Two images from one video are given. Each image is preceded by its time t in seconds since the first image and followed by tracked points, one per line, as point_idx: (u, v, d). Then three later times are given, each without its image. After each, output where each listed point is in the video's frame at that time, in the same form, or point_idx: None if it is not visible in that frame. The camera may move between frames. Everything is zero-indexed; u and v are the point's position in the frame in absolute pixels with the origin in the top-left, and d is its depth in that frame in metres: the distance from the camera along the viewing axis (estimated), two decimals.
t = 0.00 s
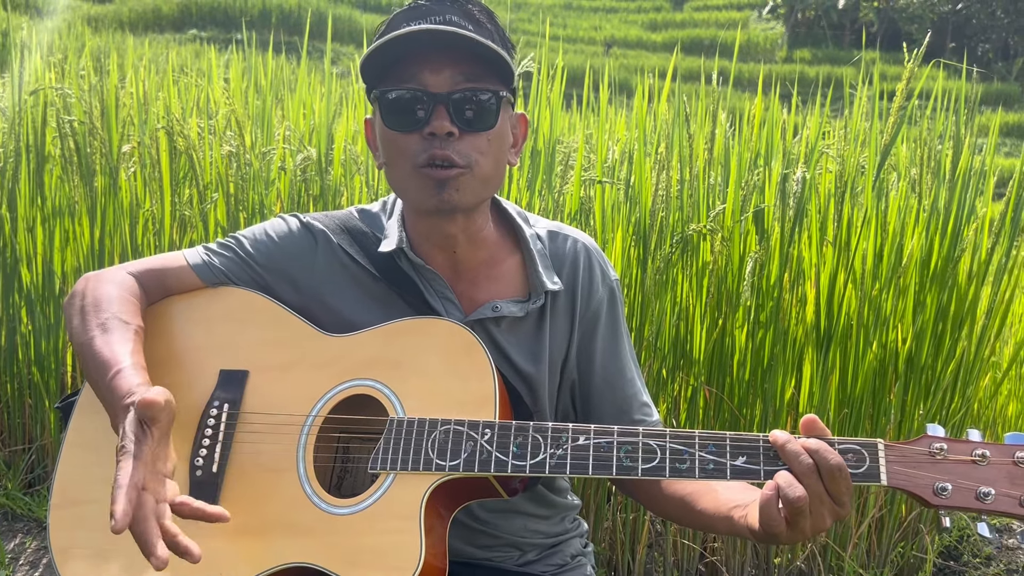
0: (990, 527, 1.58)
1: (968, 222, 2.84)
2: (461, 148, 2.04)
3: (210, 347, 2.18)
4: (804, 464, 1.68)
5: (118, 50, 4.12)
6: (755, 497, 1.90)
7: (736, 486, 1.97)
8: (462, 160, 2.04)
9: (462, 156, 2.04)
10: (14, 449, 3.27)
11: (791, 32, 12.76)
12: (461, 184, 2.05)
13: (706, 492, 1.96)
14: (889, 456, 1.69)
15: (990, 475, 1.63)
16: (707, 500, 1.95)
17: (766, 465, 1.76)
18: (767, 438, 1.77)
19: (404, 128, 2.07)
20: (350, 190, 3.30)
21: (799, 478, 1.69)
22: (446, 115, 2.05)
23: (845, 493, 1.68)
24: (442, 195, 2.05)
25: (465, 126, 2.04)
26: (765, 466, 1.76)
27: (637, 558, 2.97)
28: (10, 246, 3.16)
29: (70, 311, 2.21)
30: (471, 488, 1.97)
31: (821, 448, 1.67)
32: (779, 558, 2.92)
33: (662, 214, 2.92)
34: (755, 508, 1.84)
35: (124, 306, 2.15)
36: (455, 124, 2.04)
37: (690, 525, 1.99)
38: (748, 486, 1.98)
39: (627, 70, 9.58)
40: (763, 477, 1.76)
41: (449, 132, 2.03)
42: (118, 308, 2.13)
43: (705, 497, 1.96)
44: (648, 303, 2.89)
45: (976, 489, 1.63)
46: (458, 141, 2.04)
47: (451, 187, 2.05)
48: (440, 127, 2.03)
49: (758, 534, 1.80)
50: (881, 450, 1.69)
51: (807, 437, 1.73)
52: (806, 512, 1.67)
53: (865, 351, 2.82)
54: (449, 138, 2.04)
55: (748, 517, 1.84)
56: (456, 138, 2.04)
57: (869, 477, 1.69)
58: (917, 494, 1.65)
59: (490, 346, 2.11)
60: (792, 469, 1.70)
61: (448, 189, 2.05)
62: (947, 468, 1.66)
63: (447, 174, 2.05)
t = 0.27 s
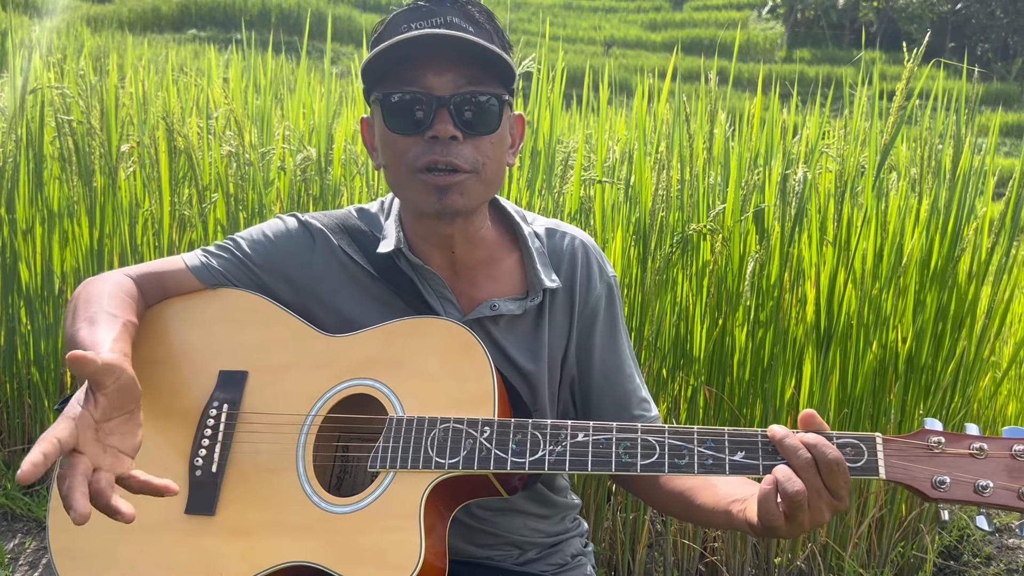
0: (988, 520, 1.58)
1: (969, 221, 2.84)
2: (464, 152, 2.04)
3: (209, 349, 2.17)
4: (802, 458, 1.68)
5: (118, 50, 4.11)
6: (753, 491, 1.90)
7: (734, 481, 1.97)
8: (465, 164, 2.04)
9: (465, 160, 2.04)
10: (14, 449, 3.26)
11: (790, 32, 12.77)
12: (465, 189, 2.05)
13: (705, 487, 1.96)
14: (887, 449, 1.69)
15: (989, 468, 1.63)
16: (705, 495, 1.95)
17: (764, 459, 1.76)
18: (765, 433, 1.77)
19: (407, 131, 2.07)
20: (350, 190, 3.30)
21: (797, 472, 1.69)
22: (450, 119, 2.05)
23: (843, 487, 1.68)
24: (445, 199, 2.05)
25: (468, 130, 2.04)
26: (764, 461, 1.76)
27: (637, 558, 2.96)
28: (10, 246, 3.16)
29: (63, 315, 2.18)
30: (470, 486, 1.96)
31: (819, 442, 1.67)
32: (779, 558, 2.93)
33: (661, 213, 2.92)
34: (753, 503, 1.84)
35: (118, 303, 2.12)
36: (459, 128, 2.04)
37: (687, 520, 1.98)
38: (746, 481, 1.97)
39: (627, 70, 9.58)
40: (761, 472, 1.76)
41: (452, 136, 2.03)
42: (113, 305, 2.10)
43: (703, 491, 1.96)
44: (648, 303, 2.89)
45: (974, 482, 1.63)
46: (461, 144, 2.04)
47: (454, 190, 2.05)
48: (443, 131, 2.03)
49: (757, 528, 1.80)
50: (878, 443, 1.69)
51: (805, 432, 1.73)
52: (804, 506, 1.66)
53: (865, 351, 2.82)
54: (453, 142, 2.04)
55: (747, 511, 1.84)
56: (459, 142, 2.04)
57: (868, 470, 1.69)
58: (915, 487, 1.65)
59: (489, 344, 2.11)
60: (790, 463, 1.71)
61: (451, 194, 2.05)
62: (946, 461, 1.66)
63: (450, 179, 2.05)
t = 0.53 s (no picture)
0: (986, 516, 1.59)
1: (967, 220, 2.84)
2: (491, 147, 2.05)
3: (206, 347, 2.18)
4: (801, 463, 1.67)
5: (116, 49, 4.11)
6: (753, 489, 1.89)
7: (736, 478, 1.96)
8: (494, 159, 2.05)
9: (493, 154, 2.05)
10: (11, 449, 3.26)
11: (790, 31, 12.78)
12: (492, 183, 2.06)
13: (706, 486, 1.96)
14: (884, 446, 1.68)
15: (987, 464, 1.62)
16: (707, 494, 1.95)
17: (761, 457, 1.75)
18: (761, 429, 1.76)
19: (435, 129, 2.05)
20: (348, 189, 3.29)
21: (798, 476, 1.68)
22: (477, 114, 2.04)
23: (843, 488, 1.67)
24: (474, 196, 2.06)
25: (497, 124, 2.05)
26: (761, 458, 1.75)
27: (635, 557, 2.96)
28: (7, 245, 3.16)
29: (68, 312, 2.19)
30: (466, 485, 1.95)
31: (817, 445, 1.67)
32: (778, 557, 2.92)
33: (660, 212, 2.92)
34: (754, 502, 1.83)
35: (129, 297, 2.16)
36: (488, 124, 2.04)
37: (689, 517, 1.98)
38: (747, 478, 1.96)
39: (626, 69, 9.58)
40: (758, 469, 1.75)
41: (482, 132, 2.04)
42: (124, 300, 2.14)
43: (705, 491, 1.96)
44: (646, 302, 2.89)
45: (972, 478, 1.63)
46: (489, 140, 2.05)
47: (483, 188, 2.05)
48: (475, 127, 2.03)
49: (759, 530, 1.78)
50: (875, 439, 1.69)
51: (800, 430, 1.73)
52: (807, 510, 1.66)
53: (863, 349, 2.82)
54: (482, 137, 2.05)
55: (747, 511, 1.83)
56: (487, 137, 2.05)
57: (865, 466, 1.69)
58: (912, 484, 1.65)
59: (486, 343, 2.10)
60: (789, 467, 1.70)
61: (482, 191, 2.06)
62: (943, 457, 1.65)
63: (480, 177, 2.05)
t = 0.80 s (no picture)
0: (984, 521, 1.60)
1: (965, 218, 2.83)
2: (507, 157, 2.05)
3: (204, 345, 2.18)
4: (802, 461, 1.67)
5: (114, 47, 4.10)
6: (750, 491, 1.90)
7: (732, 480, 1.97)
8: (509, 169, 2.05)
9: (507, 165, 2.05)
10: (8, 447, 3.25)
11: (788, 30, 12.78)
12: (505, 194, 2.06)
13: (702, 487, 1.96)
14: (883, 449, 1.68)
15: (986, 469, 1.62)
16: (702, 495, 1.95)
17: (761, 459, 1.75)
18: (762, 432, 1.76)
19: (451, 139, 2.04)
20: (346, 188, 3.29)
21: (797, 475, 1.68)
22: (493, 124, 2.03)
23: (842, 489, 1.67)
24: (488, 207, 2.05)
25: (512, 134, 2.04)
26: (760, 461, 1.75)
27: (633, 556, 2.96)
28: (4, 244, 3.15)
29: (67, 308, 2.20)
30: (464, 484, 1.95)
31: (818, 445, 1.67)
32: (776, 555, 2.93)
33: (658, 211, 2.91)
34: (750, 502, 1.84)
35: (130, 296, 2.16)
36: (504, 134, 2.04)
37: (683, 517, 1.98)
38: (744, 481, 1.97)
39: (624, 68, 9.58)
40: (757, 472, 1.75)
41: (498, 143, 2.03)
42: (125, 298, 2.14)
43: (699, 492, 1.95)
44: (644, 301, 2.89)
45: (971, 482, 1.62)
46: (503, 150, 2.04)
47: (497, 198, 2.05)
48: (492, 138, 2.02)
49: (754, 528, 1.79)
50: (875, 443, 1.69)
51: (801, 432, 1.73)
52: (804, 509, 1.66)
53: (861, 348, 2.82)
54: (497, 148, 2.04)
55: (743, 511, 1.84)
56: (502, 148, 2.04)
57: (864, 471, 1.68)
58: (911, 487, 1.65)
59: (486, 344, 2.09)
60: (789, 465, 1.70)
61: (496, 199, 2.05)
62: (942, 461, 1.65)
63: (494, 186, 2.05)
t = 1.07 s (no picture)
0: (989, 529, 1.56)
1: (966, 214, 2.80)
2: (496, 170, 2.04)
3: (205, 344, 2.18)
4: (799, 465, 1.67)
5: (113, 46, 4.10)
6: (750, 497, 1.89)
7: (732, 484, 1.96)
8: (498, 183, 2.04)
9: (496, 178, 2.04)
10: (7, 446, 3.25)
11: (787, 28, 12.78)
12: (493, 207, 2.06)
13: (703, 492, 1.96)
14: (886, 455, 1.68)
15: (989, 475, 1.62)
16: (703, 500, 1.94)
17: (761, 463, 1.75)
18: (763, 437, 1.76)
19: (440, 150, 2.04)
20: (345, 187, 3.29)
21: (794, 479, 1.68)
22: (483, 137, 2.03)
23: (841, 494, 1.67)
24: (474, 220, 2.05)
25: (502, 148, 2.03)
26: (761, 465, 1.75)
27: (633, 554, 2.96)
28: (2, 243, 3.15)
29: (67, 303, 2.20)
30: (464, 485, 1.95)
31: (816, 449, 1.66)
32: (775, 555, 2.93)
33: (658, 210, 2.91)
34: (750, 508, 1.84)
35: (134, 294, 2.17)
36: (493, 147, 2.02)
37: (685, 524, 1.97)
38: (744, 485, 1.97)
39: (623, 67, 9.57)
40: (758, 476, 1.75)
41: (486, 156, 2.02)
42: (127, 295, 2.15)
43: (700, 496, 1.95)
44: (645, 299, 2.89)
45: (974, 489, 1.62)
46: (493, 163, 2.03)
47: (484, 210, 2.05)
48: (480, 151, 2.01)
49: (752, 534, 1.79)
50: (878, 448, 1.69)
51: (802, 437, 1.73)
52: (801, 513, 1.66)
53: (861, 348, 2.82)
54: (486, 161, 2.03)
55: (744, 516, 1.83)
56: (492, 161, 2.03)
57: (866, 476, 1.68)
58: (914, 493, 1.64)
59: (487, 346, 2.09)
60: (787, 470, 1.69)
61: (483, 212, 2.05)
62: (945, 468, 1.65)
63: (482, 200, 2.05)
